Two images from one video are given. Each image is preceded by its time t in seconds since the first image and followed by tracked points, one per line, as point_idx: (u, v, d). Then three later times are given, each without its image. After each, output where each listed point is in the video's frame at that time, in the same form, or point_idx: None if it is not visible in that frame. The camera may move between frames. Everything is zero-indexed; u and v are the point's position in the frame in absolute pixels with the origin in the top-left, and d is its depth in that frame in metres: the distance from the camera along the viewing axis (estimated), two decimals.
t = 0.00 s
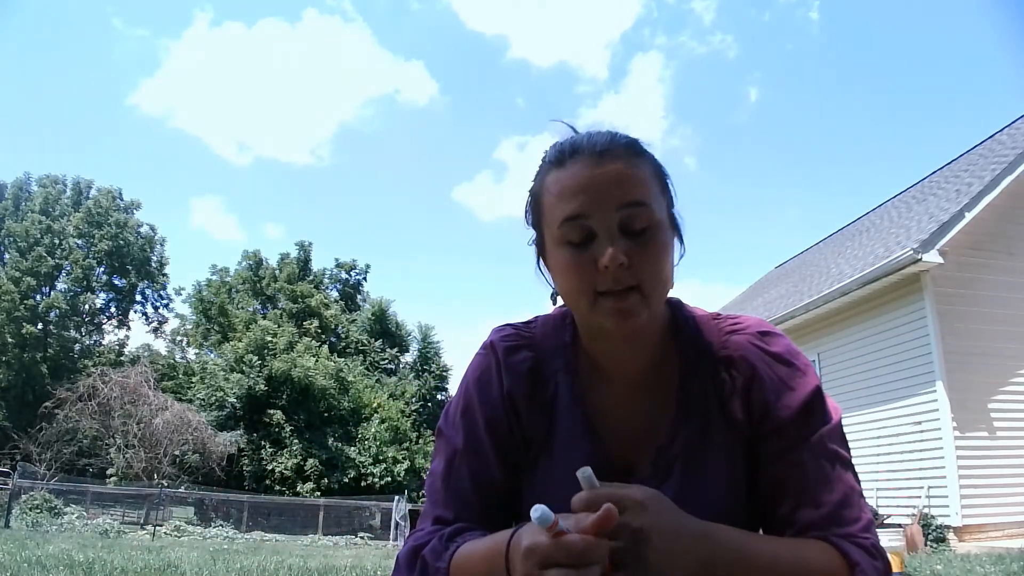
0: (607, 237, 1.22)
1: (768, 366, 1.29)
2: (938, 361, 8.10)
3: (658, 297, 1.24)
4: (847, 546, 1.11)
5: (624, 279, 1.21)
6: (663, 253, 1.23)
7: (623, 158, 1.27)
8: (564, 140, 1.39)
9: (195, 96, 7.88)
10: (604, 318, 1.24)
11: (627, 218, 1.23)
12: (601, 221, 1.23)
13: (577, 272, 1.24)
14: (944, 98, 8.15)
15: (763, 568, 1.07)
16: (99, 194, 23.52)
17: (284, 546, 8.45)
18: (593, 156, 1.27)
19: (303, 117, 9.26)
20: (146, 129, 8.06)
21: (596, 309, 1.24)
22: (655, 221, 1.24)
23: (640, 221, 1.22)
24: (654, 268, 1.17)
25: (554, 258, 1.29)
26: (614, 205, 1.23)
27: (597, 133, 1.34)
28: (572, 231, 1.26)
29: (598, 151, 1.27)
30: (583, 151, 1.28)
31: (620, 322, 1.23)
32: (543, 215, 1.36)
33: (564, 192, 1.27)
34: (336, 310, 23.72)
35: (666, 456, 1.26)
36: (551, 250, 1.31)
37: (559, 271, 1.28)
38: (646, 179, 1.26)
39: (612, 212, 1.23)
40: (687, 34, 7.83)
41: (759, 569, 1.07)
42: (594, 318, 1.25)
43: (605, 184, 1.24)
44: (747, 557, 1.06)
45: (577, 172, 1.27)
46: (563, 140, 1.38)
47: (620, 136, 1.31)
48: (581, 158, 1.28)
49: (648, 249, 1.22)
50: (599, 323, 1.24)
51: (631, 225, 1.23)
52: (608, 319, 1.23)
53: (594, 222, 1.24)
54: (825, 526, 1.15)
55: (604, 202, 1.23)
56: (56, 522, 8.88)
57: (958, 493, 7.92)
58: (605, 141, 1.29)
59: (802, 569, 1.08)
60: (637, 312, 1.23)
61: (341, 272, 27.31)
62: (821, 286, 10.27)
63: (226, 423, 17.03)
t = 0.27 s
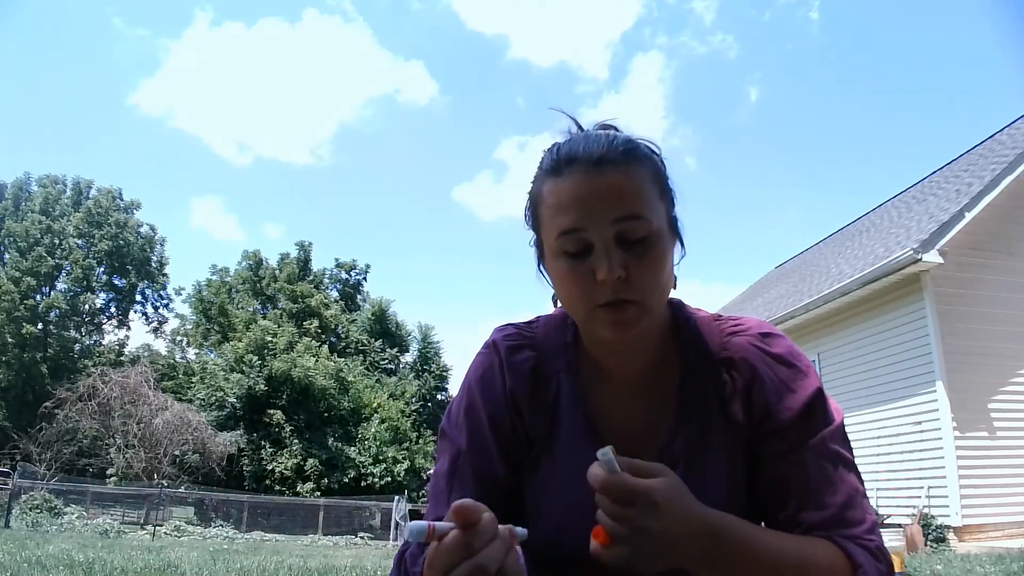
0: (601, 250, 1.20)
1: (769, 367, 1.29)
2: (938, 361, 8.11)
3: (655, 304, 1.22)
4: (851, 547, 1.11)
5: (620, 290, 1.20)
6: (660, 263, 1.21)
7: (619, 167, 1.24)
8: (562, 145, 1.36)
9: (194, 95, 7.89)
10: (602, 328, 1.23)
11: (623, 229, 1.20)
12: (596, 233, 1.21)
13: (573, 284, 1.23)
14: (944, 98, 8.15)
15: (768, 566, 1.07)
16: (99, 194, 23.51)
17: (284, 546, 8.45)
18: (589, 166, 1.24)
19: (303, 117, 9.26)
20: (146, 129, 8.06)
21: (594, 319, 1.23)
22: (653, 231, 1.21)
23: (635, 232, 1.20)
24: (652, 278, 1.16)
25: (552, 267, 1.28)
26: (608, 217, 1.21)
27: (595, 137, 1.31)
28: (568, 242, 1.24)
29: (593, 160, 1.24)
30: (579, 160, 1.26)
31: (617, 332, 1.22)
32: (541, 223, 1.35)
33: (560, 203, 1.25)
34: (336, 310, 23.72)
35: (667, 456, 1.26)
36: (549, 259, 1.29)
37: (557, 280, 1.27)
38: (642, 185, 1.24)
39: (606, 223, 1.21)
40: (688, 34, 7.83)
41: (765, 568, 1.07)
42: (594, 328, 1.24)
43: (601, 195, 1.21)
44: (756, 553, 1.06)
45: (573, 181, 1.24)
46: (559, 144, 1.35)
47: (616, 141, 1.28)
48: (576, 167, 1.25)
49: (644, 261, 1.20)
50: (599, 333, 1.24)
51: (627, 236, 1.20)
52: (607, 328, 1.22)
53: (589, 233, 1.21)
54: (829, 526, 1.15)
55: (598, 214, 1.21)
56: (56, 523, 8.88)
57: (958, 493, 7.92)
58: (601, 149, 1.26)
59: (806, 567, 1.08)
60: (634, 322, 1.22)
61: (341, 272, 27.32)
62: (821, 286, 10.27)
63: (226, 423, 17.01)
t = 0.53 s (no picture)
0: (612, 245, 1.19)
1: (774, 367, 1.30)
2: (938, 361, 8.11)
3: (664, 301, 1.21)
4: (852, 546, 1.11)
5: (629, 286, 1.19)
6: (671, 259, 1.20)
7: (632, 162, 1.22)
8: (575, 139, 1.35)
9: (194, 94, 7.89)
10: (611, 323, 1.22)
11: (635, 224, 1.19)
12: (607, 228, 1.20)
13: (582, 278, 1.21)
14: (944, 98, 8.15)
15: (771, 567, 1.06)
16: (99, 194, 23.51)
17: (284, 546, 8.45)
18: (601, 160, 1.23)
19: (303, 117, 9.25)
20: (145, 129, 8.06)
21: (602, 313, 1.22)
22: (664, 228, 1.20)
23: (646, 228, 1.19)
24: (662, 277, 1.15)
25: (562, 261, 1.27)
26: (619, 212, 1.19)
27: (608, 132, 1.30)
28: (578, 236, 1.23)
29: (606, 155, 1.23)
30: (591, 155, 1.24)
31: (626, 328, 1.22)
32: (551, 217, 1.34)
33: (570, 197, 1.24)
34: (336, 310, 23.72)
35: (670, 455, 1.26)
36: (559, 253, 1.28)
37: (566, 275, 1.26)
38: (653, 181, 1.22)
39: (617, 219, 1.19)
40: (689, 34, 7.80)
41: (769, 566, 1.06)
42: (603, 323, 1.24)
43: (613, 189, 1.20)
44: (763, 556, 1.05)
45: (585, 175, 1.23)
46: (572, 139, 1.34)
47: (629, 136, 1.26)
48: (589, 161, 1.24)
49: (654, 257, 1.18)
50: (608, 328, 1.23)
51: (638, 231, 1.19)
52: (616, 324, 1.22)
53: (600, 228, 1.20)
54: (831, 526, 1.14)
55: (609, 209, 1.20)
56: (56, 523, 8.88)
57: (958, 493, 7.91)
58: (615, 143, 1.25)
59: (808, 566, 1.08)
60: (643, 318, 1.21)
61: (341, 272, 27.31)
62: (821, 286, 10.28)
63: (226, 423, 17.02)
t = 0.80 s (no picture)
0: (638, 242, 1.19)
1: (788, 369, 1.30)
2: (938, 361, 8.11)
3: (686, 303, 1.21)
4: (856, 550, 1.12)
5: (653, 285, 1.18)
6: (694, 260, 1.20)
7: (661, 162, 1.23)
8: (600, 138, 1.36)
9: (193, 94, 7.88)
10: (631, 324, 1.22)
11: (662, 222, 1.19)
12: (636, 224, 1.20)
13: (605, 275, 1.21)
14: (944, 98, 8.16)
15: (772, 565, 1.08)
16: (99, 194, 23.51)
17: (284, 546, 8.46)
18: (630, 157, 1.24)
19: (303, 117, 9.25)
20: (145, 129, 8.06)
21: (624, 313, 1.21)
22: (689, 227, 1.21)
23: (674, 227, 1.19)
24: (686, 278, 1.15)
25: (584, 256, 1.26)
26: (648, 210, 1.20)
27: (636, 132, 1.31)
28: (603, 231, 1.22)
29: (636, 152, 1.24)
30: (621, 152, 1.25)
31: (646, 327, 1.21)
32: (574, 212, 1.33)
33: (600, 191, 1.23)
34: (337, 310, 23.71)
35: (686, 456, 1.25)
36: (581, 248, 1.28)
37: (587, 270, 1.25)
38: (682, 183, 1.23)
39: (646, 216, 1.19)
40: (689, 34, 7.79)
41: (769, 567, 1.08)
42: (621, 322, 1.22)
43: (642, 187, 1.21)
44: (763, 557, 1.07)
45: (614, 171, 1.23)
46: (601, 135, 1.35)
47: (660, 138, 1.27)
48: (618, 158, 1.24)
49: (679, 256, 1.19)
50: (627, 326, 1.22)
51: (664, 230, 1.19)
52: (634, 323, 1.21)
53: (626, 224, 1.20)
54: (835, 527, 1.16)
55: (638, 205, 1.20)
56: (56, 523, 8.88)
57: (958, 493, 7.91)
58: (643, 143, 1.26)
59: (809, 567, 1.09)
60: (664, 318, 1.20)
61: (341, 272, 27.30)
62: (821, 286, 10.28)
63: (226, 423, 17.01)
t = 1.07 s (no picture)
0: (657, 251, 1.17)
1: (792, 371, 1.30)
2: (938, 361, 8.11)
3: (698, 313, 1.21)
4: (855, 551, 1.13)
5: (667, 295, 1.18)
6: (709, 274, 1.19)
7: (688, 171, 1.20)
8: (626, 135, 1.30)
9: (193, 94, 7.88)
10: (640, 330, 1.21)
11: (682, 234, 1.17)
12: (656, 233, 1.17)
13: (618, 281, 1.19)
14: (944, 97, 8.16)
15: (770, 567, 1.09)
16: (99, 194, 23.52)
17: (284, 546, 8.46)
18: (658, 164, 1.20)
19: (303, 116, 9.25)
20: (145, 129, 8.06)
21: (633, 320, 1.21)
22: (708, 240, 1.19)
23: (694, 240, 1.17)
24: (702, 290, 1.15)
25: (597, 257, 1.24)
26: (669, 220, 1.17)
27: (664, 134, 1.26)
28: (620, 236, 1.20)
29: (664, 158, 1.20)
30: (649, 156, 1.21)
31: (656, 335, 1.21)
32: (589, 209, 1.30)
33: (621, 196, 1.20)
34: (336, 310, 23.70)
35: (689, 460, 1.23)
36: (595, 248, 1.25)
37: (600, 272, 1.23)
38: (705, 193, 1.21)
39: (667, 226, 1.17)
40: (689, 33, 7.73)
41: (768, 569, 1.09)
42: (632, 327, 1.22)
43: (666, 196, 1.18)
44: (761, 561, 1.08)
45: (640, 177, 1.19)
46: (624, 132, 1.30)
47: (686, 143, 1.24)
48: (644, 162, 1.20)
49: (697, 269, 1.18)
50: (637, 332, 1.22)
51: (683, 242, 1.18)
52: (644, 329, 1.20)
53: (646, 233, 1.18)
54: (834, 528, 1.17)
55: (659, 214, 1.17)
56: (56, 523, 8.88)
57: (958, 493, 7.91)
58: (672, 148, 1.21)
59: (805, 567, 1.10)
60: (673, 327, 1.20)
61: (341, 272, 27.29)
62: (821, 286, 10.28)
63: (226, 423, 17.01)
